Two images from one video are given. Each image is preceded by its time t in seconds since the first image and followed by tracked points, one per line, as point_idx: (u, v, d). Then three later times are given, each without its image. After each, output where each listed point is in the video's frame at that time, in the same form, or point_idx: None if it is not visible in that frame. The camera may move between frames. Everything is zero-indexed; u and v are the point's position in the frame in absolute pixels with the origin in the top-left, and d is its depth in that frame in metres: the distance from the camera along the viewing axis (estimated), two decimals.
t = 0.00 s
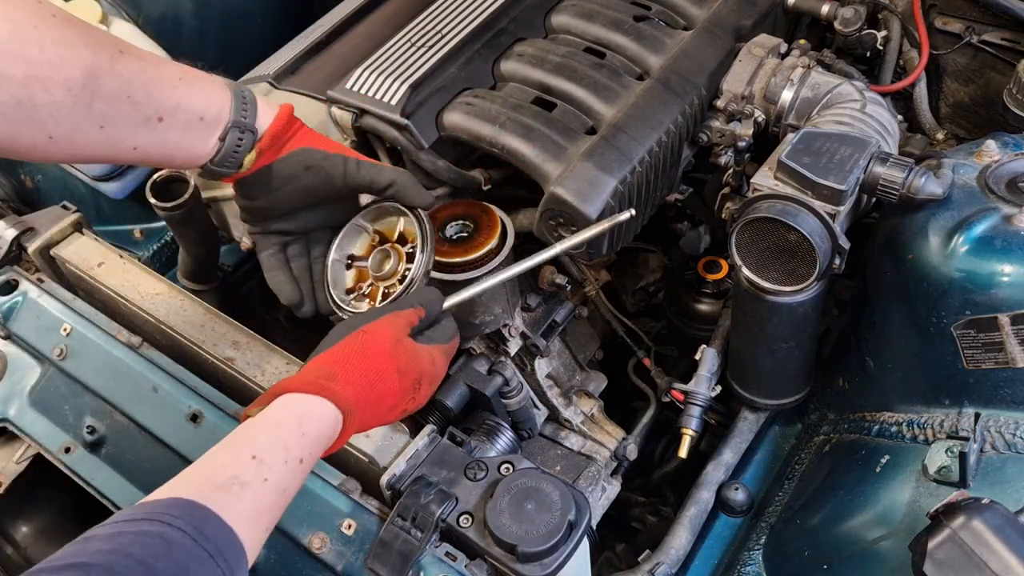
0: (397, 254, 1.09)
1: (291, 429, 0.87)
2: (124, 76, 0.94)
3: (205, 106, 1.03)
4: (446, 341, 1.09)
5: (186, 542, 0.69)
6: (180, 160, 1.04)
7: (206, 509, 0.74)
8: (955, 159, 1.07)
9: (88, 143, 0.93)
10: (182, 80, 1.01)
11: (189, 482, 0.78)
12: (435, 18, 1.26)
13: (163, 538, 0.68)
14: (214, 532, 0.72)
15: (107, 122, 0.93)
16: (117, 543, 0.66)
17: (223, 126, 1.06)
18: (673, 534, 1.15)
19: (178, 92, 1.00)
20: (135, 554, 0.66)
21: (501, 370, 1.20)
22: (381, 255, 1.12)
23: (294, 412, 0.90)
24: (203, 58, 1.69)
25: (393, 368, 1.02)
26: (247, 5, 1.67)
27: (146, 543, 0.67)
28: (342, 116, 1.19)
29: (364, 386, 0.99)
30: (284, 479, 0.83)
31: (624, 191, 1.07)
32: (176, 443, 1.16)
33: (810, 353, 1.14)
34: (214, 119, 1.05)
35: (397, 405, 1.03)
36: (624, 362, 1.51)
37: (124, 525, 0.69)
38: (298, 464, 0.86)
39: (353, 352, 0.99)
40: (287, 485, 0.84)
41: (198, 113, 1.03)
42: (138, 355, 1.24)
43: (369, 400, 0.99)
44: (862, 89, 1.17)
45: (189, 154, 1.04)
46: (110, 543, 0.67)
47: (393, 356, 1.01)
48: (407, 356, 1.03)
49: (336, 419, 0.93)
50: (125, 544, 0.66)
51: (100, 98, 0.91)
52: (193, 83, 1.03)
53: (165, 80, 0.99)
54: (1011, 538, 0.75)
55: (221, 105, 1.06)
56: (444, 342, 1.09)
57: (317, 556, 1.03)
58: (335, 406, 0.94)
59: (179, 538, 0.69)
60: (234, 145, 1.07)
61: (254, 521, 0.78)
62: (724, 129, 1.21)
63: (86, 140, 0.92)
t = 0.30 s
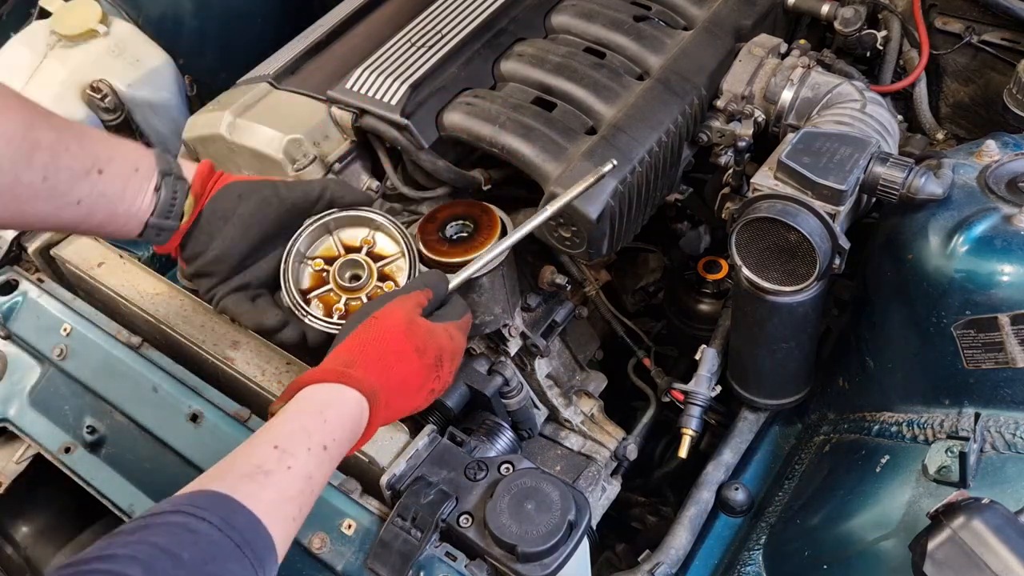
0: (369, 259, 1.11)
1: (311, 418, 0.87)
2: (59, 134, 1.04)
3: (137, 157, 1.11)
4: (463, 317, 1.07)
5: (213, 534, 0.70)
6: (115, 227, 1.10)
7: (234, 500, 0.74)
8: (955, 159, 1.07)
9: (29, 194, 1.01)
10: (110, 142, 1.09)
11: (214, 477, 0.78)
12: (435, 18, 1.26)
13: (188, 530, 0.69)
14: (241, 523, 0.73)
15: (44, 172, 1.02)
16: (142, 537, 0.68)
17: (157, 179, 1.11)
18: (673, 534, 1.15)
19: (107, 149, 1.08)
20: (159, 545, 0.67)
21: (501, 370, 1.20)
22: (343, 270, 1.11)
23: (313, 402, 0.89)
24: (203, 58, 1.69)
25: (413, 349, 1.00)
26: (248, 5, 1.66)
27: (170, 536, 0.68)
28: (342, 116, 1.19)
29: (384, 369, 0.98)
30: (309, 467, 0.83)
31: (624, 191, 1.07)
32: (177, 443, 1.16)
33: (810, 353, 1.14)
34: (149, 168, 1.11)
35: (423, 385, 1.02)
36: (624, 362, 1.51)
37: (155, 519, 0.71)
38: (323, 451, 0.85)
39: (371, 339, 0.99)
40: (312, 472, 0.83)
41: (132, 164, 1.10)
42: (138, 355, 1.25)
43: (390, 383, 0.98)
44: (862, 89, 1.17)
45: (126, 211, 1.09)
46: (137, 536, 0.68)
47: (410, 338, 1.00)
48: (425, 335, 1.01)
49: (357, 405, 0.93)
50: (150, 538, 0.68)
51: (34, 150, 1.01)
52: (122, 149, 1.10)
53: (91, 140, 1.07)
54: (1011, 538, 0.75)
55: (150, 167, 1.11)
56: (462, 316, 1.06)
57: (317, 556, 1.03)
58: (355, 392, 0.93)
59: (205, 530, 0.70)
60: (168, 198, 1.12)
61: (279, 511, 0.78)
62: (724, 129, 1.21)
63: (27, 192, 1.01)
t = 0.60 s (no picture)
0: (349, 255, 1.10)
1: (343, 429, 0.86)
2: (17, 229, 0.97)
3: (99, 247, 1.04)
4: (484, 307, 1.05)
5: (251, 542, 0.70)
6: (89, 319, 1.03)
7: (269, 508, 0.74)
8: (955, 159, 1.07)
9: None
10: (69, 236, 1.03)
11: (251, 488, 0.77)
12: (435, 18, 1.27)
13: (225, 538, 0.69)
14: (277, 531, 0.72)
15: (1, 273, 0.94)
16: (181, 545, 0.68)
17: (124, 264, 1.05)
18: (673, 534, 1.15)
19: (66, 242, 1.02)
20: (197, 553, 0.67)
21: (501, 370, 1.19)
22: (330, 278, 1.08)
23: (345, 414, 0.88)
24: (203, 58, 1.69)
25: (439, 349, 0.99)
26: (247, 5, 1.65)
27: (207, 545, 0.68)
28: (342, 116, 1.19)
29: (414, 375, 0.97)
30: (346, 477, 0.82)
31: (624, 191, 1.07)
32: (177, 443, 1.16)
33: (810, 353, 1.14)
34: (110, 252, 1.05)
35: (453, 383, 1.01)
36: (624, 362, 1.51)
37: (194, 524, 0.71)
38: (360, 460, 0.84)
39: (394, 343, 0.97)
40: (350, 482, 0.82)
41: (95, 251, 1.04)
42: (138, 355, 1.26)
43: (418, 385, 0.97)
44: (862, 89, 1.17)
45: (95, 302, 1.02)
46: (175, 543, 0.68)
47: (434, 337, 0.99)
48: (449, 333, 1.00)
49: (389, 411, 0.91)
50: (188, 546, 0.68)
51: None
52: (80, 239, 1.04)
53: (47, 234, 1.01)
54: (1011, 538, 0.75)
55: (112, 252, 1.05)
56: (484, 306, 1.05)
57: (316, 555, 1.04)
58: (388, 401, 0.93)
59: (242, 537, 0.70)
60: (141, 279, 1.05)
61: (318, 521, 0.77)
62: (724, 129, 1.21)
63: None
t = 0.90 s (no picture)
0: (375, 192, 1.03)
1: (297, 522, 0.83)
2: (64, 241, 0.95)
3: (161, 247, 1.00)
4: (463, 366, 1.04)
5: None
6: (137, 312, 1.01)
7: None
8: (955, 159, 1.07)
9: (55, 307, 0.95)
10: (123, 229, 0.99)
11: None
12: (434, 18, 1.27)
13: None
14: None
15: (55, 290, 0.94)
16: None
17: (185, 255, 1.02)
18: (673, 534, 1.15)
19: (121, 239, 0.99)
20: None
21: (501, 370, 1.19)
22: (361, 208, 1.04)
23: (303, 503, 0.85)
24: (203, 58, 1.69)
25: (408, 424, 0.97)
26: (247, 5, 1.65)
27: None
28: (342, 116, 1.19)
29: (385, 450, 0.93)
30: None
31: (624, 191, 1.07)
32: (177, 443, 1.16)
33: (810, 353, 1.14)
34: (173, 233, 1.02)
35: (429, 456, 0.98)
36: (624, 362, 1.51)
37: None
38: (310, 557, 0.82)
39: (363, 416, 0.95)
40: None
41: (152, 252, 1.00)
42: (138, 355, 1.26)
43: (391, 463, 0.92)
44: (862, 89, 1.17)
45: (166, 285, 1.02)
46: None
47: (403, 412, 0.97)
48: (419, 406, 0.98)
49: (352, 498, 0.87)
50: None
51: (45, 264, 0.94)
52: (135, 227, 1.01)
53: (100, 235, 0.98)
54: (1011, 538, 0.75)
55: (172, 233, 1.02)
56: (460, 369, 1.03)
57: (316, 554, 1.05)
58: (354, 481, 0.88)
59: None
60: (201, 247, 1.03)
61: None
62: (724, 129, 1.21)
63: (53, 306, 0.95)
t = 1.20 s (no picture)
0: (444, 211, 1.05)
1: None
2: (177, 276, 1.03)
3: (254, 289, 1.07)
4: (417, 426, 1.04)
5: None
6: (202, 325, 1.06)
7: None
8: (955, 159, 1.07)
9: (161, 334, 1.04)
10: (226, 267, 1.06)
11: None
12: (435, 19, 1.27)
13: None
14: None
15: (151, 323, 1.02)
16: None
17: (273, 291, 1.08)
18: (673, 534, 1.15)
19: (225, 279, 1.05)
20: None
21: (501, 370, 1.19)
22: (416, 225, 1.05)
23: None
24: (203, 59, 1.69)
25: (355, 489, 0.97)
26: (247, 5, 1.65)
27: None
28: (342, 116, 1.19)
29: (327, 519, 0.94)
30: None
31: (624, 192, 1.07)
32: (177, 443, 1.16)
33: (810, 353, 1.14)
34: (269, 267, 1.09)
35: (378, 523, 0.95)
36: (624, 362, 1.51)
37: None
38: None
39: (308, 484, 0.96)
40: None
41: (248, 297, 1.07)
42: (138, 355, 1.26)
43: (335, 533, 0.93)
44: (862, 89, 1.17)
45: (249, 313, 1.10)
46: None
47: (350, 478, 0.98)
48: (368, 471, 0.99)
49: (287, 570, 0.89)
50: None
51: (160, 295, 1.02)
52: (239, 263, 1.07)
53: (207, 271, 1.05)
54: (1011, 538, 0.75)
55: (269, 269, 1.09)
56: (412, 431, 1.03)
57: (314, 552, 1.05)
58: (290, 555, 0.90)
59: None
60: (290, 273, 1.09)
61: None
62: (724, 129, 1.21)
63: (158, 332, 1.04)
